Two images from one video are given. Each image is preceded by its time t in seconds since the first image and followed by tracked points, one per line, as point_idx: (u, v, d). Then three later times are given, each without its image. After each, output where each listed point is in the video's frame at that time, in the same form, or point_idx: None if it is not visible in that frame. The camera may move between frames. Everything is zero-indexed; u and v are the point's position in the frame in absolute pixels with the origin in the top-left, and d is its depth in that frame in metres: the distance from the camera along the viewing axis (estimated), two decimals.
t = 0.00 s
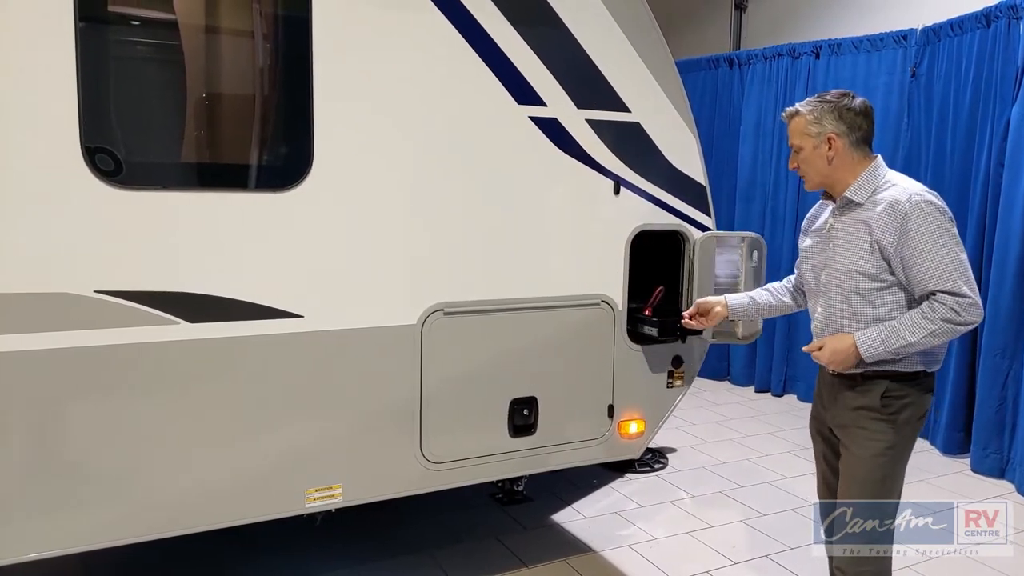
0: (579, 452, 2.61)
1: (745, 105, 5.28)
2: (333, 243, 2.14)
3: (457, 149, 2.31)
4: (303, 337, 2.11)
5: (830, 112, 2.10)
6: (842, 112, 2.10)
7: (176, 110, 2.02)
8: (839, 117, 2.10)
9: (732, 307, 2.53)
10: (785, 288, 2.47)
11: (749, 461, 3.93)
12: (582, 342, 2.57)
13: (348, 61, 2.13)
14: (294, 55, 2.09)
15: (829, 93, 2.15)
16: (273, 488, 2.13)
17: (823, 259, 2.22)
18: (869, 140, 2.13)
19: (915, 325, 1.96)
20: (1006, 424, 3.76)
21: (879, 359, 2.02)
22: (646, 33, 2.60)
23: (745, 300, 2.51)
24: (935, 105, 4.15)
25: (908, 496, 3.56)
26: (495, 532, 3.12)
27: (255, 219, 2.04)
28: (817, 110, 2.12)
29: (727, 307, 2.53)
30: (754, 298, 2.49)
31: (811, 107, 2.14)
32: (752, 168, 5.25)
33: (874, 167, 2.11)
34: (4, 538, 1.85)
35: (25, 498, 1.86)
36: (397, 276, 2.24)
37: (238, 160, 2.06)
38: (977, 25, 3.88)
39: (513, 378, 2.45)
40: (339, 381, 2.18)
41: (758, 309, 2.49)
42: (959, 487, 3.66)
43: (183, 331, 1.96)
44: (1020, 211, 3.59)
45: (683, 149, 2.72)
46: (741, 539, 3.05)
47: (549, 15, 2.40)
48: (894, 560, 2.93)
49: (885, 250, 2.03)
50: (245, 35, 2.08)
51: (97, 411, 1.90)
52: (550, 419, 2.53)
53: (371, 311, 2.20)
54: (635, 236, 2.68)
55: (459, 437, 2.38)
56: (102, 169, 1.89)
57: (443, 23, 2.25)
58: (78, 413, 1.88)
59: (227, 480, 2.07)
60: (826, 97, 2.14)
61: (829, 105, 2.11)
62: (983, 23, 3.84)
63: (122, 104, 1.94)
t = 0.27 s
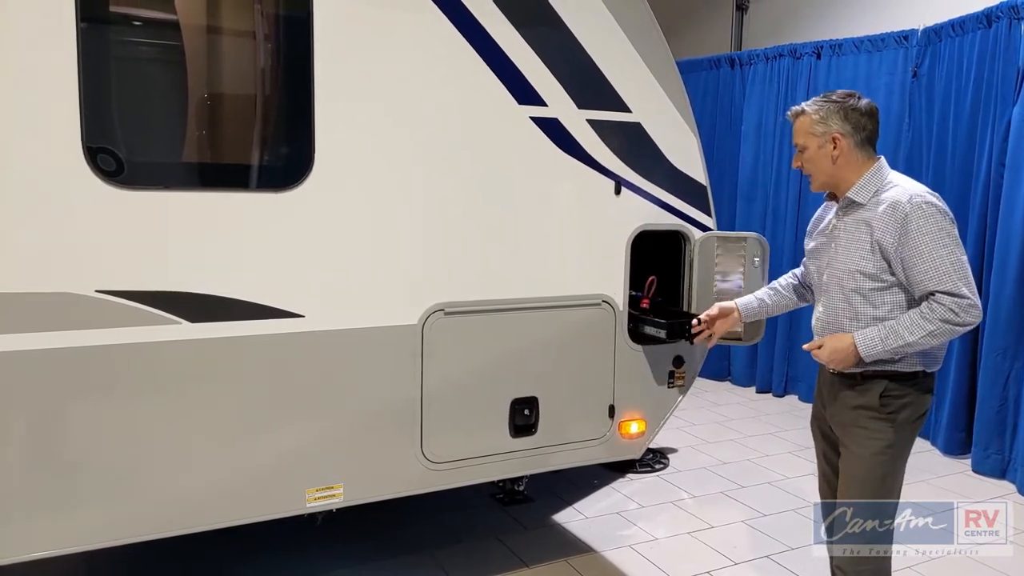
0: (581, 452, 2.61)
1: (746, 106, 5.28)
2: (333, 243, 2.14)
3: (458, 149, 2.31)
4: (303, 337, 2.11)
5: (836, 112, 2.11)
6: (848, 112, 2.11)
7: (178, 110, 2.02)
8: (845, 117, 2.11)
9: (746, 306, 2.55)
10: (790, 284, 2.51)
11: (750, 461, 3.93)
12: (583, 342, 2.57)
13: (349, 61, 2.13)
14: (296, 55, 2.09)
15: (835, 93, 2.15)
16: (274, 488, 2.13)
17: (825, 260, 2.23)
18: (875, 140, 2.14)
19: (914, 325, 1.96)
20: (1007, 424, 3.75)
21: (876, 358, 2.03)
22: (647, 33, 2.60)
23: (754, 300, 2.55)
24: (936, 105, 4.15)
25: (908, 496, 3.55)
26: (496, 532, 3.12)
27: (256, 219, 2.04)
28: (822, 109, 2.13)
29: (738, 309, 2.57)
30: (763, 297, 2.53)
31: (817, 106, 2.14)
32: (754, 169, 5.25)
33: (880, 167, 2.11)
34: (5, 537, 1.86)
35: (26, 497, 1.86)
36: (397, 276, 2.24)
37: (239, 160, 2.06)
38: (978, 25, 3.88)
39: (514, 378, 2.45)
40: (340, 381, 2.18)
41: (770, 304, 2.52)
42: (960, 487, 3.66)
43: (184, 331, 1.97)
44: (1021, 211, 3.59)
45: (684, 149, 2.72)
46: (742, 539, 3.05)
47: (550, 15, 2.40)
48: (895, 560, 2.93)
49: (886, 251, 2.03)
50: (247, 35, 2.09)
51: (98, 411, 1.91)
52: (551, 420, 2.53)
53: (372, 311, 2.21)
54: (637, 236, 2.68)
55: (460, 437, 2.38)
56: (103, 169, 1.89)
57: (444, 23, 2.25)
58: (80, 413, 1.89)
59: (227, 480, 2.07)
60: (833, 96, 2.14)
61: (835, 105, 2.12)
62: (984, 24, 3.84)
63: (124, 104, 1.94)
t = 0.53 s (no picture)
0: (584, 452, 2.61)
1: (748, 106, 5.28)
2: (334, 243, 2.14)
3: (459, 149, 2.31)
4: (305, 338, 2.11)
5: (844, 113, 2.11)
6: (856, 114, 2.10)
7: (179, 111, 2.02)
8: (852, 119, 2.10)
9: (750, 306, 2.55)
10: (795, 283, 2.54)
11: (752, 462, 3.93)
12: (586, 342, 2.57)
13: (350, 62, 2.13)
14: (298, 55, 2.10)
15: (845, 93, 2.15)
16: (275, 488, 2.13)
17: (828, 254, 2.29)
18: (880, 143, 2.13)
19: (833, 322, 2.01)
20: (1009, 425, 3.75)
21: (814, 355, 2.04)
22: (647, 33, 2.60)
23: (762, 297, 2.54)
24: (938, 106, 4.14)
25: (909, 497, 3.55)
26: (497, 532, 3.12)
27: (257, 219, 2.04)
28: (831, 109, 2.12)
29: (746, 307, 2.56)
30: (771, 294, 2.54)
31: (825, 106, 2.14)
32: (755, 169, 5.25)
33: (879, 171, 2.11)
34: (5, 537, 1.86)
35: (27, 497, 1.87)
36: (398, 276, 2.24)
37: (240, 161, 2.06)
38: (979, 26, 3.88)
39: (517, 378, 2.45)
40: (340, 382, 2.18)
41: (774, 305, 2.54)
42: (961, 488, 3.66)
43: (185, 331, 1.97)
44: None
45: (685, 149, 2.72)
46: (743, 540, 3.05)
47: (551, 15, 2.40)
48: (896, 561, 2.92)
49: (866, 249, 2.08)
50: (248, 36, 2.09)
51: (100, 411, 1.91)
52: (552, 420, 2.53)
53: (373, 311, 2.21)
54: (639, 236, 2.68)
55: (462, 437, 2.38)
56: (105, 169, 1.90)
57: (445, 24, 2.25)
58: (81, 413, 1.89)
59: (227, 480, 2.07)
60: (841, 97, 2.14)
61: (843, 105, 2.11)
62: (985, 24, 3.84)
63: (125, 104, 1.95)
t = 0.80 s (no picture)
0: (586, 453, 2.62)
1: (749, 106, 5.28)
2: (336, 244, 2.15)
3: (461, 149, 2.31)
4: (307, 338, 2.12)
5: (849, 116, 2.11)
6: (862, 117, 2.11)
7: (181, 111, 2.03)
8: (857, 122, 2.11)
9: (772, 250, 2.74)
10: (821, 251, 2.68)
11: (753, 462, 3.93)
12: (588, 342, 2.57)
13: (352, 62, 2.13)
14: (299, 56, 2.10)
15: (850, 96, 2.15)
16: (277, 488, 2.13)
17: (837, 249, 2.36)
18: (883, 147, 2.13)
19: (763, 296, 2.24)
20: (1010, 425, 3.74)
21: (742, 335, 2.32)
22: (649, 33, 2.60)
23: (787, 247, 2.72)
24: (939, 106, 4.14)
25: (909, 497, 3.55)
26: (498, 532, 3.12)
27: (258, 219, 2.04)
28: (835, 112, 2.13)
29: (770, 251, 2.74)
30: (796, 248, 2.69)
31: (831, 107, 2.14)
32: (756, 169, 5.25)
33: (871, 178, 2.11)
34: (7, 537, 1.86)
35: (29, 497, 1.87)
36: (400, 276, 2.24)
37: (242, 161, 2.06)
38: (981, 26, 3.88)
39: (518, 378, 2.45)
40: (342, 382, 2.18)
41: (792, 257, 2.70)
42: (963, 488, 3.65)
43: (187, 332, 1.97)
44: None
45: (687, 149, 2.72)
46: (745, 541, 3.05)
47: (552, 15, 2.40)
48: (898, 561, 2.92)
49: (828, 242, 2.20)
50: (250, 37, 2.09)
51: (102, 411, 1.91)
52: (554, 421, 2.53)
53: (375, 312, 2.21)
54: (640, 236, 2.68)
55: (464, 438, 2.38)
56: (106, 169, 1.90)
57: (446, 24, 2.25)
58: (83, 413, 1.89)
59: (229, 480, 2.07)
60: (848, 99, 2.14)
61: (849, 109, 2.12)
62: (987, 25, 3.84)
63: (127, 105, 1.95)
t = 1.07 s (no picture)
0: (587, 453, 2.62)
1: (750, 107, 5.28)
2: (337, 244, 2.15)
3: (463, 149, 2.32)
4: (309, 337, 2.12)
5: (851, 115, 2.12)
6: (864, 116, 2.11)
7: (183, 112, 2.03)
8: (860, 121, 2.12)
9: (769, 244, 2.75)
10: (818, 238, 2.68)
11: (755, 462, 3.93)
12: (589, 342, 2.57)
13: (354, 61, 2.14)
14: (301, 56, 2.10)
15: (852, 94, 2.16)
16: (278, 488, 2.13)
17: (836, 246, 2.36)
18: (887, 145, 2.13)
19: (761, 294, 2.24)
20: (1012, 425, 3.74)
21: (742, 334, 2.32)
22: (650, 34, 2.61)
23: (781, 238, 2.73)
24: (941, 106, 4.14)
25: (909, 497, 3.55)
26: (500, 532, 3.12)
27: (260, 219, 2.05)
28: (838, 111, 2.13)
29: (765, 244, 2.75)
30: (793, 239, 2.69)
31: (833, 107, 2.15)
32: (757, 170, 5.25)
33: (872, 178, 2.11)
34: (9, 537, 1.86)
35: (31, 497, 1.87)
36: (401, 276, 2.25)
37: (244, 162, 2.06)
38: (982, 26, 3.88)
39: (520, 378, 2.46)
40: (343, 382, 2.18)
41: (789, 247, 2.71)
42: (964, 489, 3.65)
43: (190, 332, 1.97)
44: None
45: (689, 149, 2.73)
46: (746, 541, 3.05)
47: (553, 15, 2.41)
48: (900, 562, 2.91)
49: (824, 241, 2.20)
50: (252, 37, 2.09)
51: (105, 411, 1.91)
52: (555, 421, 2.53)
53: (377, 311, 2.21)
54: (642, 237, 2.69)
55: (465, 438, 2.38)
56: (108, 170, 1.90)
57: (448, 23, 2.26)
58: (85, 413, 1.90)
59: (231, 481, 2.07)
60: (850, 98, 2.15)
61: (852, 108, 2.12)
62: (988, 25, 3.84)
63: (129, 105, 1.95)
